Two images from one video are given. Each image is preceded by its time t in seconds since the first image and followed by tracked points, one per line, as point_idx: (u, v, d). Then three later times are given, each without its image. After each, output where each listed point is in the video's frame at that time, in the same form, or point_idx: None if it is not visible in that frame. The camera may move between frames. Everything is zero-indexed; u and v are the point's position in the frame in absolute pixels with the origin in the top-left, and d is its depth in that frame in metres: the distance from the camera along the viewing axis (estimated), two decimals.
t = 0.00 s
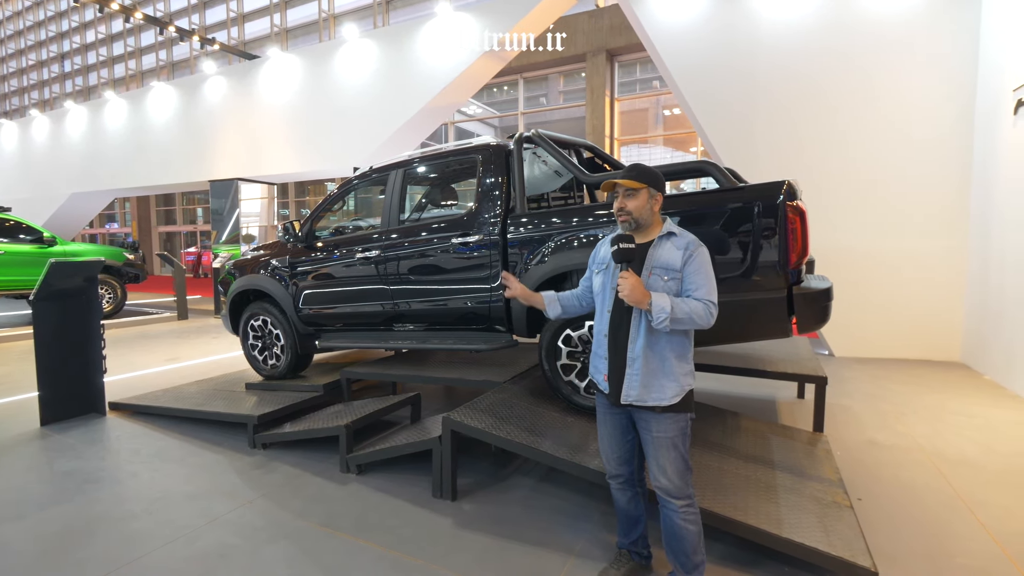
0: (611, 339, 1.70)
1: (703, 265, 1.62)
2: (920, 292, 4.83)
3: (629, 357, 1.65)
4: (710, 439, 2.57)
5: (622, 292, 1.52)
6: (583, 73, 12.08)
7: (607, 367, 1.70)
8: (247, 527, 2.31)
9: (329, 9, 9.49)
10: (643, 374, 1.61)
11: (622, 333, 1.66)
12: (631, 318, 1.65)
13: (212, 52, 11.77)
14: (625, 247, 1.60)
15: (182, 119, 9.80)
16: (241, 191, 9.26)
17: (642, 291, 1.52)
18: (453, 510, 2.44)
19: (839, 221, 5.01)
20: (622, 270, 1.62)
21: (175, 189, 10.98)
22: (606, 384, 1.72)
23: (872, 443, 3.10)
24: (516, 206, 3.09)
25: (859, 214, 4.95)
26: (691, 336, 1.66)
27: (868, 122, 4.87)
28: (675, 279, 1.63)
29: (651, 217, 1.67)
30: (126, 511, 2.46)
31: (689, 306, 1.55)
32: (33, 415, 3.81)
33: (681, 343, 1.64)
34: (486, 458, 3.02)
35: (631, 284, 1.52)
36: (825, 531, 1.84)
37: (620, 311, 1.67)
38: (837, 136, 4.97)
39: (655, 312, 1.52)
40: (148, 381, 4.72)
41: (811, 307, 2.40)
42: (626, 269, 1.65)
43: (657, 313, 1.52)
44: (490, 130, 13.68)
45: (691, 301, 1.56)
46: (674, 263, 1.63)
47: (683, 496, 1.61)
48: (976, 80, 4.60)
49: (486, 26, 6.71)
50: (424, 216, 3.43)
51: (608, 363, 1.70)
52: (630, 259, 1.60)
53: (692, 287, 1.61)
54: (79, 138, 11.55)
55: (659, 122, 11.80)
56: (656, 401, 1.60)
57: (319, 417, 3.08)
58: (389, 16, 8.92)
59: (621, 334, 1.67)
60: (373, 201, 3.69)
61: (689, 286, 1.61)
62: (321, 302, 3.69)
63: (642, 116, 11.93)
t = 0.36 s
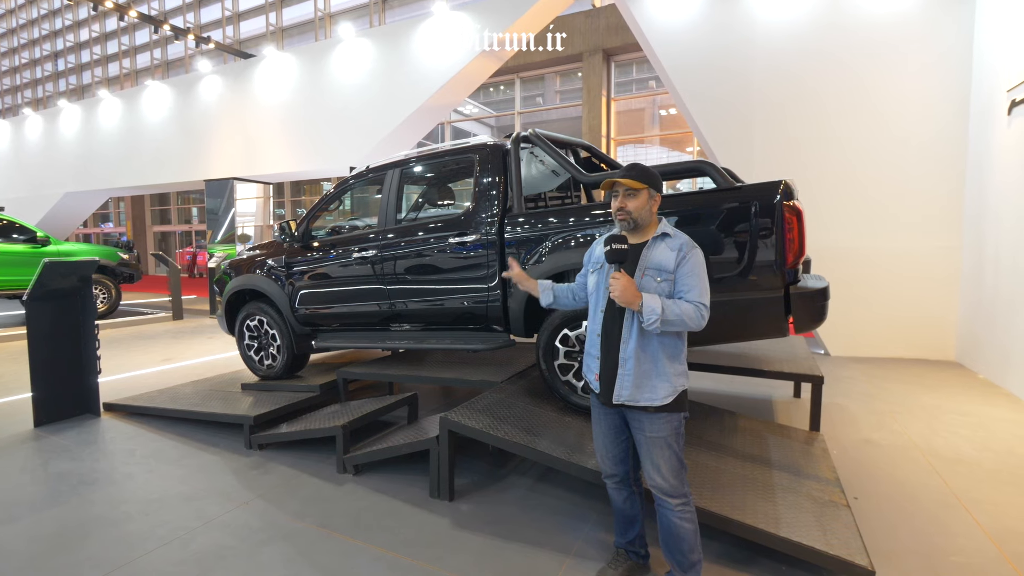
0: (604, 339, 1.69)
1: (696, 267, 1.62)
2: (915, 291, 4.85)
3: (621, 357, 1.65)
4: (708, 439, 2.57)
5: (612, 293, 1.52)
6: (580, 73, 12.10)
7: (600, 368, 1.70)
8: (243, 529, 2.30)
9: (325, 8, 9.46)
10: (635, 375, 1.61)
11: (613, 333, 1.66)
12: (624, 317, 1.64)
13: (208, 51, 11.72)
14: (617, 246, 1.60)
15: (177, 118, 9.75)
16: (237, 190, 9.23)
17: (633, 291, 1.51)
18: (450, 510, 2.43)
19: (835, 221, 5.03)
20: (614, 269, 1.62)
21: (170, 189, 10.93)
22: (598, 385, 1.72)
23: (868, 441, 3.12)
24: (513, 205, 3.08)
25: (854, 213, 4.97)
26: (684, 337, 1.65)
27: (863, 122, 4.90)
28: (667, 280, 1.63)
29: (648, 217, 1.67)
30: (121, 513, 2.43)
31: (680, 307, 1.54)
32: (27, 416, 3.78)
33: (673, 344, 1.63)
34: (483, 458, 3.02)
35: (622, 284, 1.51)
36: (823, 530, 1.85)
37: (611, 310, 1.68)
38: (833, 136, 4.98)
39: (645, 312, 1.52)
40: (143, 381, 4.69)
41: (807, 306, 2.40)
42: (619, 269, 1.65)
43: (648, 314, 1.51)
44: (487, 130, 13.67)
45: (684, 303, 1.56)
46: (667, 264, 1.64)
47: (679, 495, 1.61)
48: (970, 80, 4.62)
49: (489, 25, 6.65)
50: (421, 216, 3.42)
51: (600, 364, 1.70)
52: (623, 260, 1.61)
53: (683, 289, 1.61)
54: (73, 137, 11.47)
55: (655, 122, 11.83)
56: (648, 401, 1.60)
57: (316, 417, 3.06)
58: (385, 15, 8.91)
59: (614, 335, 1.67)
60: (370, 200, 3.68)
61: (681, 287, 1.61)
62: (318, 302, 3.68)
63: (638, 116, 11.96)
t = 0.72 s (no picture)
0: (608, 340, 1.68)
1: (699, 270, 1.65)
2: (911, 291, 4.87)
3: (626, 359, 1.65)
4: (706, 439, 2.57)
5: (626, 293, 1.55)
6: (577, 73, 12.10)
7: (602, 369, 1.69)
8: (240, 529, 2.29)
9: (323, 8, 9.44)
10: (640, 376, 1.62)
11: (621, 336, 1.66)
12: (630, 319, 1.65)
13: (204, 51, 11.68)
14: (630, 245, 1.61)
15: (173, 117, 9.72)
16: (233, 190, 9.21)
17: (645, 292, 1.55)
18: (448, 510, 2.43)
19: (832, 221, 5.04)
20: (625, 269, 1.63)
21: (166, 188, 10.89)
22: (599, 386, 1.70)
23: (864, 441, 3.13)
24: (511, 205, 3.08)
25: (851, 214, 4.98)
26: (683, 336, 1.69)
27: (859, 122, 4.91)
28: (673, 281, 1.64)
29: (655, 220, 1.68)
30: (117, 514, 2.42)
31: (688, 309, 1.57)
32: (22, 417, 3.76)
33: (674, 345, 1.66)
34: (481, 459, 3.01)
35: (633, 285, 1.56)
36: (821, 529, 1.85)
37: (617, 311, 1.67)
38: (829, 136, 5.00)
39: (657, 313, 1.54)
40: (139, 382, 4.67)
41: (805, 306, 2.41)
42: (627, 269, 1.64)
43: (660, 314, 1.54)
44: (484, 130, 13.68)
45: (690, 304, 1.59)
46: (673, 266, 1.65)
47: (677, 493, 1.61)
48: (965, 81, 4.64)
49: (489, 25, 6.63)
50: (418, 216, 3.42)
51: (603, 365, 1.69)
52: (634, 259, 1.62)
53: (688, 290, 1.64)
54: (69, 136, 11.42)
55: (652, 122, 11.85)
56: (651, 400, 1.61)
57: (314, 418, 3.05)
58: (382, 15, 8.89)
59: (619, 336, 1.66)
60: (367, 200, 3.67)
61: (686, 289, 1.64)
62: (315, 302, 3.67)
63: (636, 116, 11.97)
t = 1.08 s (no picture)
0: (618, 341, 1.68)
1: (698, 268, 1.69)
2: (907, 291, 4.89)
3: (637, 358, 1.65)
4: (703, 438, 2.58)
5: (638, 294, 1.53)
6: (575, 73, 12.11)
7: (611, 371, 1.67)
8: (237, 530, 2.28)
9: (320, 7, 9.42)
10: (651, 375, 1.62)
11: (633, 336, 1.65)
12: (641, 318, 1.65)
13: (201, 50, 11.65)
14: (640, 245, 1.60)
15: (170, 117, 9.69)
16: (230, 190, 9.19)
17: (657, 293, 1.54)
18: (446, 510, 2.43)
19: (828, 222, 5.05)
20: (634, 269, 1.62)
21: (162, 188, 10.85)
22: (607, 389, 1.68)
23: (861, 440, 3.14)
24: (509, 206, 3.08)
25: (847, 214, 5.00)
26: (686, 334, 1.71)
27: (856, 123, 4.93)
28: (676, 280, 1.66)
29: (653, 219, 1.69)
30: (113, 516, 2.41)
31: (694, 306, 1.60)
32: (17, 418, 3.74)
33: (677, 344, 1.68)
34: (479, 459, 3.01)
35: (646, 284, 1.54)
36: (817, 528, 1.86)
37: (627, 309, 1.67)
38: (826, 136, 5.01)
39: (668, 313, 1.55)
40: (135, 383, 4.65)
41: (803, 306, 2.41)
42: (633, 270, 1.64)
43: (670, 314, 1.54)
44: (482, 130, 13.67)
45: (695, 302, 1.61)
46: (675, 265, 1.66)
47: (677, 493, 1.62)
48: (961, 82, 4.66)
49: (486, 25, 6.62)
50: (416, 216, 3.41)
51: (611, 366, 1.68)
52: (645, 259, 1.60)
53: (690, 288, 1.66)
54: (64, 136, 11.38)
55: (650, 122, 11.86)
56: (659, 400, 1.61)
57: (311, 418, 3.04)
58: (380, 14, 8.88)
59: (630, 335, 1.66)
60: (364, 200, 3.66)
61: (689, 287, 1.66)
62: (312, 302, 3.66)
63: (633, 116, 11.98)
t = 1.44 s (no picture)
0: (617, 341, 1.68)
1: (698, 268, 1.68)
2: (904, 290, 4.90)
3: (636, 358, 1.64)
4: (700, 438, 2.58)
5: (636, 293, 1.53)
6: (573, 73, 12.11)
7: (611, 370, 1.67)
8: (234, 531, 2.28)
9: (318, 7, 9.40)
10: (651, 375, 1.61)
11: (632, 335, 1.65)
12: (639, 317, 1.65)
13: (198, 50, 11.62)
14: (638, 245, 1.60)
15: (167, 116, 9.66)
16: (228, 190, 9.16)
17: (655, 292, 1.53)
18: (443, 510, 2.42)
19: (826, 222, 5.06)
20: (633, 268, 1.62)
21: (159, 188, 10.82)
22: (606, 388, 1.68)
23: (858, 439, 3.14)
24: (507, 205, 3.08)
25: (845, 214, 5.01)
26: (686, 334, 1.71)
27: (853, 123, 4.94)
28: (675, 280, 1.66)
29: (652, 219, 1.68)
30: (110, 517, 2.40)
31: (694, 306, 1.60)
32: (13, 419, 3.73)
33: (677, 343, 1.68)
34: (477, 459, 3.01)
35: (645, 284, 1.53)
36: (814, 527, 1.86)
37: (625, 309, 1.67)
38: (823, 136, 5.02)
39: (666, 313, 1.55)
40: (132, 384, 4.64)
41: (800, 305, 2.42)
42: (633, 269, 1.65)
43: (669, 314, 1.54)
44: (480, 130, 13.66)
45: (695, 302, 1.61)
46: (675, 265, 1.66)
47: (676, 493, 1.62)
48: (958, 82, 4.67)
49: (485, 25, 6.62)
50: (414, 216, 3.41)
51: (610, 366, 1.68)
52: (643, 259, 1.60)
53: (690, 288, 1.66)
54: (61, 136, 11.34)
55: (648, 122, 11.87)
56: (659, 400, 1.61)
57: (309, 418, 3.03)
58: (378, 14, 8.87)
59: (629, 335, 1.66)
60: (362, 200, 3.65)
61: (688, 287, 1.66)
62: (310, 302, 3.66)
63: (631, 116, 11.99)
